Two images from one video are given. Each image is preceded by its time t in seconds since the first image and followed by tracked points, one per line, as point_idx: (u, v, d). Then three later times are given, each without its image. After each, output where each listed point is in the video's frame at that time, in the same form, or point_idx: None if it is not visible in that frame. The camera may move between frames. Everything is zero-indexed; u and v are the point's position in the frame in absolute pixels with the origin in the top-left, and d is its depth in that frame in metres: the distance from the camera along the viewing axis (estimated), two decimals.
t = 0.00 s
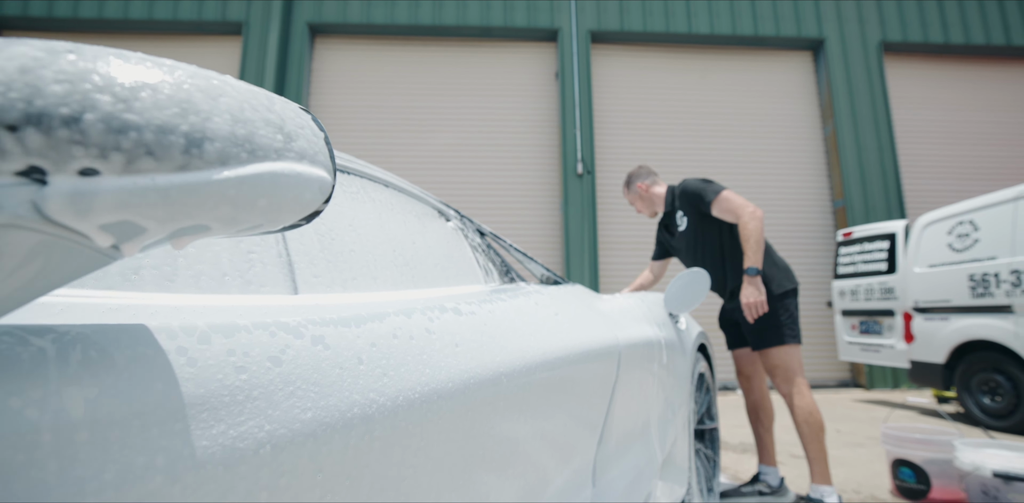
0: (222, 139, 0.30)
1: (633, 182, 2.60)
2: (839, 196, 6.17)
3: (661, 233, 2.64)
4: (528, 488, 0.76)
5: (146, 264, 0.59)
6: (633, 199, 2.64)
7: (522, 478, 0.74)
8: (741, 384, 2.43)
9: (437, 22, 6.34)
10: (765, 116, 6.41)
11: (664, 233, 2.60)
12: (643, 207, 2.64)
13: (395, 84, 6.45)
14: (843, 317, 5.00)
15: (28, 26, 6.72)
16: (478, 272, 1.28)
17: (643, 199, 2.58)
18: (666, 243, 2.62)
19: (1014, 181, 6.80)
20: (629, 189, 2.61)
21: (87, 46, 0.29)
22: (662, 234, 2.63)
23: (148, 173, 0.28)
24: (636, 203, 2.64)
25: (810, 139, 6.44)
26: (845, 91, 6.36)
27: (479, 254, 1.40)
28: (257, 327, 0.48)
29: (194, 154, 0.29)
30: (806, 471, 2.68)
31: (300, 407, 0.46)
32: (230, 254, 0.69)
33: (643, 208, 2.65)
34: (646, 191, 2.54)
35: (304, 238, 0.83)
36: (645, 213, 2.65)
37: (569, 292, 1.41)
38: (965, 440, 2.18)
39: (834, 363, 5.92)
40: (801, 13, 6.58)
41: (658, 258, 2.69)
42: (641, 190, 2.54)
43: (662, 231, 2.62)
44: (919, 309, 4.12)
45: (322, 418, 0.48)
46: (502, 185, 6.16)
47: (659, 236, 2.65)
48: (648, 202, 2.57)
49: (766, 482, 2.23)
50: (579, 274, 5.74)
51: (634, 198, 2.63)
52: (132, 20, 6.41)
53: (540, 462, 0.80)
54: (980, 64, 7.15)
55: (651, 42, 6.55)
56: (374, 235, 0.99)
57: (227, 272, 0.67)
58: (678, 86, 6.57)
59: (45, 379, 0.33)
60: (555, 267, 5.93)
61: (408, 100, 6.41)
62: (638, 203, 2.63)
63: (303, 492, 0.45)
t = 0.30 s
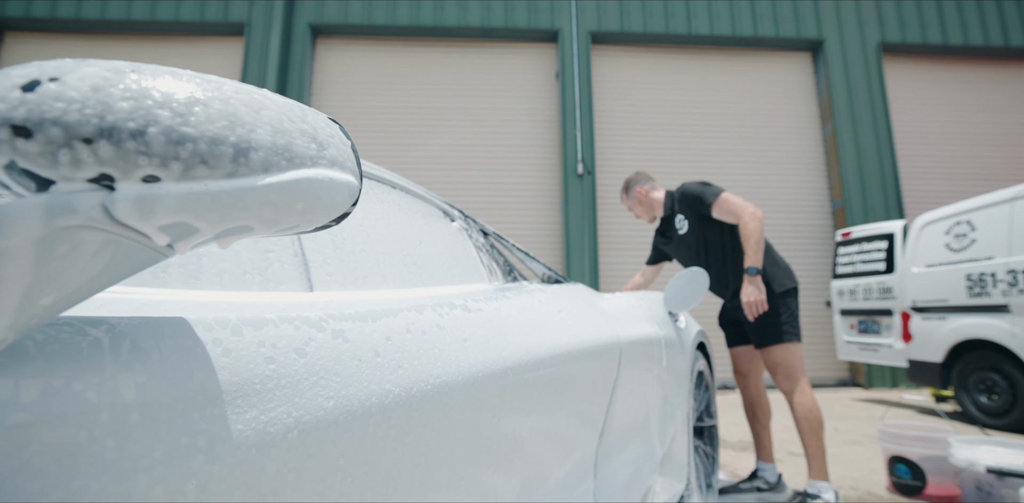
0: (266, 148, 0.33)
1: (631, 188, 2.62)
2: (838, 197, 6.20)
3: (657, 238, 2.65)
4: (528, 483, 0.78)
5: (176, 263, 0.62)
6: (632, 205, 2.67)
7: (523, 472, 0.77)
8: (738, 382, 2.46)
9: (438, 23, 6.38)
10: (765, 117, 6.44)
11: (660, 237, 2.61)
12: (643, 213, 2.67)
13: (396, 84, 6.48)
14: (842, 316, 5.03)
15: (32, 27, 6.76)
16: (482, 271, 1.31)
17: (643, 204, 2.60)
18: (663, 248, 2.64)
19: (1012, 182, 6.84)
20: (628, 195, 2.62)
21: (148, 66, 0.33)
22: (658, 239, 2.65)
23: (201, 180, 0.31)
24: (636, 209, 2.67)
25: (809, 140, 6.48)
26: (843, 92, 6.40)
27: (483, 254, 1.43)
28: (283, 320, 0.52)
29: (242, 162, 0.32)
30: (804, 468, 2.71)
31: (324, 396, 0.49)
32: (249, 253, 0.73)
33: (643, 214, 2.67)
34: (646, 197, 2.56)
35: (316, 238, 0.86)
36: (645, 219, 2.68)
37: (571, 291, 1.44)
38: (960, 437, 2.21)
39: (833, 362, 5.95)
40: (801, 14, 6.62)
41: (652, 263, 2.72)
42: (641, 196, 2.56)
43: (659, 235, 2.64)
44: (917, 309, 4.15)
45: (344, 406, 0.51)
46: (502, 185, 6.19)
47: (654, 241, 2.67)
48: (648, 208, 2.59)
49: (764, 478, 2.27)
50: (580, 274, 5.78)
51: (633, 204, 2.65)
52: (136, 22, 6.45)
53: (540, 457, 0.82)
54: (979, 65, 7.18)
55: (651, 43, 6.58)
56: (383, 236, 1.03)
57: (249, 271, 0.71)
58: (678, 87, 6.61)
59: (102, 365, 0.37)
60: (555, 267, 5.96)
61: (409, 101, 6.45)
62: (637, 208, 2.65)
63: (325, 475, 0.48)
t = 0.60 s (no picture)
0: (304, 158, 0.37)
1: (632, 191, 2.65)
2: (836, 197, 6.24)
3: (656, 240, 2.69)
4: (528, 476, 0.81)
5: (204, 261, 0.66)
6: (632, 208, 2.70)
7: (523, 465, 0.80)
8: (734, 380, 2.50)
9: (438, 24, 6.42)
10: (763, 117, 6.48)
11: (659, 239, 2.65)
12: (644, 214, 2.71)
13: (397, 85, 6.52)
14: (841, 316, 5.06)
15: (33, 27, 6.78)
16: (486, 270, 1.35)
17: (644, 206, 2.64)
18: (662, 250, 2.68)
19: (1010, 181, 6.87)
20: (630, 198, 2.65)
21: (200, 85, 0.37)
22: (657, 241, 2.68)
23: (249, 188, 0.35)
24: (637, 211, 2.70)
25: (808, 140, 6.51)
26: (842, 93, 6.44)
27: (487, 254, 1.47)
28: (308, 315, 0.56)
29: (284, 172, 0.36)
30: (801, 464, 2.75)
31: (345, 385, 0.53)
32: (269, 253, 0.76)
33: (644, 215, 2.71)
34: (647, 199, 2.59)
35: (330, 238, 0.90)
36: (647, 220, 2.72)
37: (573, 290, 1.48)
38: (954, 433, 2.25)
39: (831, 361, 5.99)
40: (799, 15, 6.65)
41: (646, 265, 2.75)
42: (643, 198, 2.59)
43: (658, 237, 2.67)
44: (914, 308, 4.19)
45: (364, 395, 0.55)
46: (503, 185, 6.23)
47: (653, 243, 2.70)
48: (650, 210, 2.63)
49: (761, 475, 2.31)
50: (579, 274, 5.81)
51: (635, 207, 2.68)
52: (137, 22, 6.47)
53: (541, 451, 0.86)
54: (976, 65, 7.21)
55: (651, 44, 6.62)
56: (392, 236, 1.07)
57: (268, 270, 0.74)
58: (677, 88, 6.64)
59: (153, 354, 0.40)
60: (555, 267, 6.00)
61: (410, 101, 6.48)
62: (639, 211, 2.68)
63: (346, 459, 0.52)
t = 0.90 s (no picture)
0: (335, 169, 0.41)
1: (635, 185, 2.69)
2: (835, 197, 6.27)
3: (657, 237, 2.72)
4: (527, 469, 0.84)
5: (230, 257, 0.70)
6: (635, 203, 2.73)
7: (524, 458, 0.83)
8: (732, 378, 2.54)
9: (439, 25, 6.45)
10: (763, 118, 6.52)
11: (660, 235, 2.68)
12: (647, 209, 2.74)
13: (398, 86, 6.55)
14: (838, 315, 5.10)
15: (37, 28, 6.81)
16: (489, 269, 1.39)
17: (648, 201, 2.67)
18: (663, 247, 2.71)
19: (1006, 182, 6.92)
20: (633, 193, 2.68)
21: (243, 102, 0.42)
22: (659, 237, 2.71)
23: (289, 194, 0.39)
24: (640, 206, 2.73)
25: (807, 141, 6.55)
26: (841, 94, 6.48)
27: (491, 254, 1.51)
28: (330, 311, 0.60)
29: (318, 181, 0.40)
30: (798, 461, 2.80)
31: (364, 375, 0.57)
32: (288, 253, 0.81)
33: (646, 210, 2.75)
34: (652, 192, 2.64)
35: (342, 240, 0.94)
36: (648, 216, 2.75)
37: (575, 289, 1.51)
38: (948, 430, 2.29)
39: (829, 360, 6.03)
40: (798, 16, 6.68)
41: (652, 260, 2.79)
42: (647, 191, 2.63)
43: (659, 233, 2.71)
44: (911, 307, 4.23)
45: (381, 385, 0.59)
46: (504, 186, 6.27)
47: (654, 240, 2.74)
48: (653, 204, 2.67)
49: (758, 470, 2.36)
50: (579, 273, 5.85)
51: (638, 202, 2.70)
52: (140, 23, 6.50)
53: (541, 445, 0.89)
54: (975, 66, 7.25)
55: (650, 45, 6.66)
56: (400, 237, 1.11)
57: (287, 269, 0.77)
58: (677, 89, 6.69)
59: (197, 345, 0.44)
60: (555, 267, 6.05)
61: (411, 102, 6.52)
62: (642, 205, 2.71)
63: (364, 444, 0.56)
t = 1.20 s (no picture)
0: (364, 177, 0.46)
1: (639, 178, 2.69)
2: (832, 197, 6.32)
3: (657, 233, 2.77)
4: (527, 461, 0.88)
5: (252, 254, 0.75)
6: (637, 196, 2.70)
7: (523, 450, 0.87)
8: (729, 375, 2.59)
9: (439, 26, 6.49)
10: (761, 119, 6.57)
11: (659, 231, 2.72)
12: (647, 204, 2.72)
13: (399, 87, 6.60)
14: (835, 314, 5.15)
15: (39, 29, 6.83)
16: (492, 267, 1.44)
17: (651, 194, 2.67)
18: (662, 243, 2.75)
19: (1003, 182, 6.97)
20: (638, 184, 2.66)
21: (281, 117, 0.46)
22: (658, 233, 2.75)
23: (323, 199, 0.43)
24: (642, 200, 2.70)
25: (805, 142, 6.60)
26: (839, 95, 6.52)
27: (494, 254, 1.56)
28: (352, 305, 0.65)
29: (349, 187, 0.44)
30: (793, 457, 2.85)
31: (383, 365, 0.62)
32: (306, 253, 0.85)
33: (647, 205, 2.73)
34: (656, 185, 2.64)
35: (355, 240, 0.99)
36: (649, 211, 2.73)
37: (575, 287, 1.56)
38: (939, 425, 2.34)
39: (827, 359, 6.08)
40: (797, 18, 6.72)
41: (654, 256, 2.83)
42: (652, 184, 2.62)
43: (658, 230, 2.75)
44: (907, 307, 4.29)
45: (398, 375, 0.63)
46: (504, 186, 6.32)
47: (654, 236, 2.78)
48: (655, 198, 2.67)
49: (754, 466, 2.43)
50: (579, 273, 5.90)
51: (642, 194, 2.68)
52: (141, 25, 6.55)
53: (540, 439, 0.93)
54: (971, 67, 7.30)
55: (649, 46, 6.71)
56: (408, 236, 1.16)
57: (304, 268, 0.81)
58: (676, 90, 6.74)
59: (236, 335, 0.49)
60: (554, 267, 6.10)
61: (411, 103, 6.56)
62: (645, 198, 2.69)
63: (382, 429, 0.61)
